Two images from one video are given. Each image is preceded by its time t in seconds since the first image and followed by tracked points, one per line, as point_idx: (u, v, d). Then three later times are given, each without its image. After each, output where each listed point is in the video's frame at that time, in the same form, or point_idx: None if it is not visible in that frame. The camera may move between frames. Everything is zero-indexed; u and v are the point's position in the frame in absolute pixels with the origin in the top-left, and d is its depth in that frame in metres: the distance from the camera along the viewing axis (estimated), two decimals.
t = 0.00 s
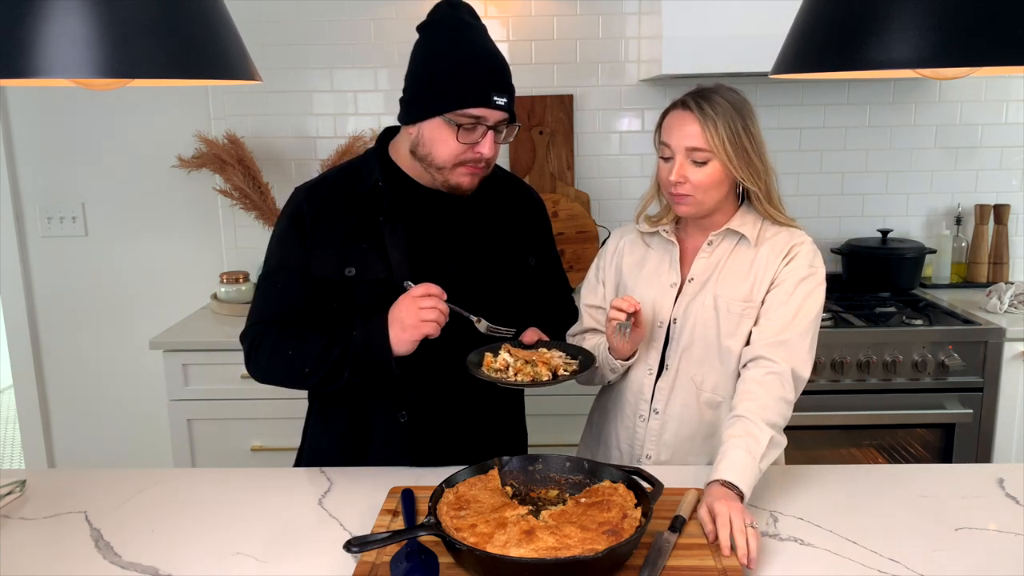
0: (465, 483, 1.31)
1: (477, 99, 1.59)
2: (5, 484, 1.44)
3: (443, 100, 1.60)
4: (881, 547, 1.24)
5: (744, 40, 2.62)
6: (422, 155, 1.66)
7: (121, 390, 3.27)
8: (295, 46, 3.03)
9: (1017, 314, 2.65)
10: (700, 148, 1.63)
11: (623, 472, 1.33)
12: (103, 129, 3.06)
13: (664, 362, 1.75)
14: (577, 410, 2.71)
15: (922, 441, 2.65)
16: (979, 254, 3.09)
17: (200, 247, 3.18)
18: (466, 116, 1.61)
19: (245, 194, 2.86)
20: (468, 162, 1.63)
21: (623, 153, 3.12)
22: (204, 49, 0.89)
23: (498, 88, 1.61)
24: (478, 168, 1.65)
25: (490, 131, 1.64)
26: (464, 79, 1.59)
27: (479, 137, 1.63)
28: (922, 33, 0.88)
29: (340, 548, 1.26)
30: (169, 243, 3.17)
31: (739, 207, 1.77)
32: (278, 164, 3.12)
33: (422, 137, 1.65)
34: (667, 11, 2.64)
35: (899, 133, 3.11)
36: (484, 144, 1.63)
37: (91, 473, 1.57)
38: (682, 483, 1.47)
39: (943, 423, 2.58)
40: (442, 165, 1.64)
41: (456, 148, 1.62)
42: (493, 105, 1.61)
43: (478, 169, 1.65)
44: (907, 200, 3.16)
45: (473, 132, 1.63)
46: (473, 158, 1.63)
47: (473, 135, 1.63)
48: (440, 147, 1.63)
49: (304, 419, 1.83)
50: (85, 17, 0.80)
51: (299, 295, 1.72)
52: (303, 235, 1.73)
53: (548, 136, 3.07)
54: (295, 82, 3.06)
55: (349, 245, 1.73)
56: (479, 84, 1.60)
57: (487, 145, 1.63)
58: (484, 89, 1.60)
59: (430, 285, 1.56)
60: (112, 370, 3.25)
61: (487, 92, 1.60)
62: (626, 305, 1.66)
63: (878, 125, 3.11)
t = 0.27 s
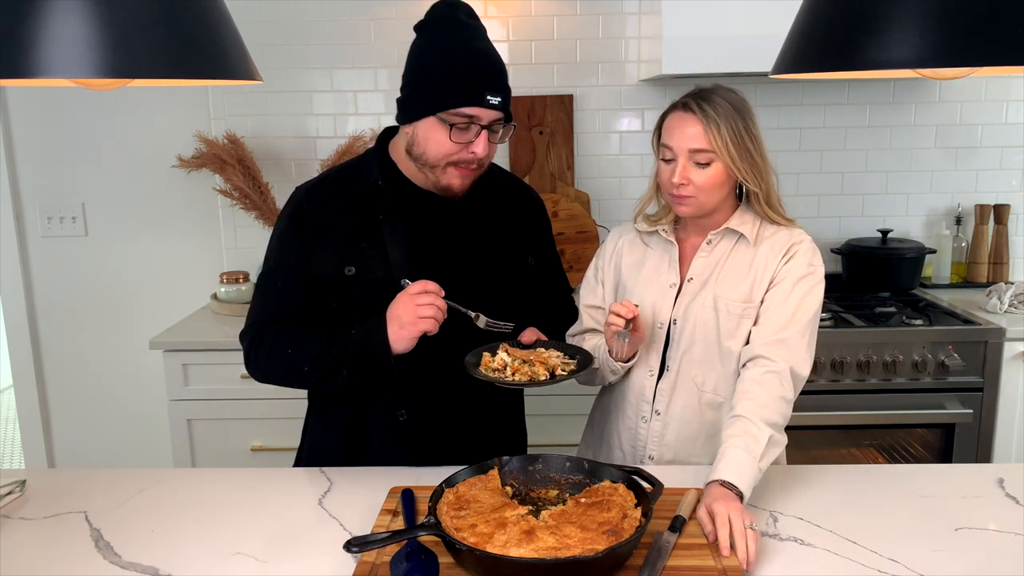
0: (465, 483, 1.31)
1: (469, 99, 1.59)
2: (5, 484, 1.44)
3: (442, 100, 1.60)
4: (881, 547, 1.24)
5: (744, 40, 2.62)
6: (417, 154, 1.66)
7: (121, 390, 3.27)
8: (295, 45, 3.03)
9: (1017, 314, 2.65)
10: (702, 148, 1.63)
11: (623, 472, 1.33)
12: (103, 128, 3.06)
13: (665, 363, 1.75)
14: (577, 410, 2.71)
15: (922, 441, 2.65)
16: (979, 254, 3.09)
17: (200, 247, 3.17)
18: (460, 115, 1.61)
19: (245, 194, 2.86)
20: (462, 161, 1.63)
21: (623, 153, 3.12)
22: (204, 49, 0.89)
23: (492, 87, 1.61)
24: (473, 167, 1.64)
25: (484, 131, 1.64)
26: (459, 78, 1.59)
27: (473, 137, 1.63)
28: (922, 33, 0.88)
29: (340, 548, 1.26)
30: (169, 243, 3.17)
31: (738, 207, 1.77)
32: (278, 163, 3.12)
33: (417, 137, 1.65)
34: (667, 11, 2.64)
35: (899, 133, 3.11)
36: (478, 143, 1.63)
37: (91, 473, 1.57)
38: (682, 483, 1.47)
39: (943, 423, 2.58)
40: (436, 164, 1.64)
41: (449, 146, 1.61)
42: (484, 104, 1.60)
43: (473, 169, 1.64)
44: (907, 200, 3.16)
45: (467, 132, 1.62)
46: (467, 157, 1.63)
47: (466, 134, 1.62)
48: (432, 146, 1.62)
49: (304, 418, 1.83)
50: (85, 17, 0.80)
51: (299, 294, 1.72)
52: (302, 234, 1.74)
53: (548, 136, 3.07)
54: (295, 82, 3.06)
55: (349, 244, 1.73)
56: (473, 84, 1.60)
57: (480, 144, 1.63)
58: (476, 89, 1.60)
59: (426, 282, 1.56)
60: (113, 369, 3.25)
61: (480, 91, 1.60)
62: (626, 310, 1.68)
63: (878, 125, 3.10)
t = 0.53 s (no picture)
0: (465, 483, 1.31)
1: (470, 101, 1.59)
2: (5, 484, 1.44)
3: (444, 98, 1.59)
4: (881, 547, 1.24)
5: (744, 41, 2.62)
6: (418, 155, 1.66)
7: (120, 390, 3.27)
8: (294, 45, 3.03)
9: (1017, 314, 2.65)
10: (708, 142, 1.63)
11: (623, 472, 1.33)
12: (103, 128, 3.06)
13: (665, 364, 1.75)
14: (577, 410, 2.71)
15: (922, 441, 2.65)
16: (979, 254, 3.09)
17: (200, 247, 3.17)
18: (460, 117, 1.61)
19: (245, 194, 2.86)
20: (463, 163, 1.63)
21: (623, 154, 3.12)
22: (205, 49, 0.89)
23: (494, 89, 1.62)
24: (474, 168, 1.64)
25: (484, 132, 1.63)
26: (461, 79, 1.59)
27: (473, 139, 1.63)
28: (922, 33, 0.88)
29: (340, 548, 1.26)
30: (169, 243, 3.17)
31: (736, 207, 1.77)
32: (278, 163, 3.12)
33: (417, 138, 1.65)
34: (667, 11, 2.64)
35: (899, 133, 3.11)
36: (478, 145, 1.62)
37: (91, 473, 1.57)
38: (682, 483, 1.47)
39: (943, 423, 2.58)
40: (437, 165, 1.64)
41: (449, 148, 1.61)
42: (484, 106, 1.60)
43: (474, 169, 1.64)
44: (907, 200, 3.16)
45: (467, 134, 1.62)
46: (468, 159, 1.63)
47: (467, 136, 1.62)
48: (434, 147, 1.63)
49: (304, 418, 1.83)
50: (86, 18, 0.80)
51: (298, 294, 1.72)
52: (301, 235, 1.73)
53: (548, 136, 3.06)
54: (295, 82, 3.06)
55: (348, 244, 1.73)
56: (475, 84, 1.60)
57: (481, 146, 1.63)
58: (478, 90, 1.60)
59: (423, 282, 1.55)
60: (113, 370, 3.25)
61: (482, 92, 1.60)
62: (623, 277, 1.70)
63: (878, 124, 3.10)
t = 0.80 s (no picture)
0: (465, 483, 1.31)
1: (469, 103, 1.59)
2: (5, 484, 1.44)
3: (443, 99, 1.59)
4: (882, 547, 1.24)
5: (744, 41, 2.62)
6: (418, 156, 1.66)
7: (120, 390, 3.27)
8: (294, 45, 3.03)
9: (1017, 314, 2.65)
10: (705, 142, 1.64)
11: (622, 472, 1.33)
12: (103, 128, 3.06)
13: (663, 364, 1.75)
14: (577, 410, 2.71)
15: (922, 441, 2.65)
16: (979, 254, 3.09)
17: (200, 247, 3.17)
18: (461, 120, 1.61)
19: (245, 194, 2.86)
20: (463, 165, 1.63)
21: (623, 154, 3.12)
22: (204, 49, 0.88)
23: (493, 91, 1.61)
24: (473, 171, 1.65)
25: (484, 135, 1.64)
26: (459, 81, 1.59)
27: (473, 141, 1.63)
28: (923, 33, 0.88)
29: (340, 548, 1.26)
30: (169, 243, 3.17)
31: (733, 207, 1.77)
32: (278, 163, 3.12)
33: (417, 139, 1.66)
34: (666, 11, 2.64)
35: (899, 133, 3.11)
36: (478, 147, 1.63)
37: (92, 473, 1.57)
38: (682, 483, 1.47)
39: (943, 423, 2.58)
40: (437, 167, 1.64)
41: (449, 151, 1.62)
42: (485, 107, 1.60)
43: (473, 172, 1.65)
44: (907, 200, 3.16)
45: (467, 135, 1.63)
46: (468, 161, 1.63)
47: (467, 138, 1.63)
48: (435, 148, 1.63)
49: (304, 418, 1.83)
50: (86, 18, 0.80)
51: (298, 295, 1.72)
52: (301, 235, 1.73)
53: (548, 136, 3.06)
54: (295, 82, 3.06)
55: (347, 245, 1.73)
56: (473, 86, 1.59)
57: (481, 149, 1.63)
58: (476, 92, 1.60)
59: (423, 283, 1.55)
60: (113, 369, 3.25)
61: (481, 94, 1.60)
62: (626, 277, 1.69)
63: (878, 124, 3.10)
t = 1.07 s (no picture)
0: (465, 483, 1.31)
1: (474, 104, 1.59)
2: (5, 484, 1.44)
3: (446, 99, 1.59)
4: (882, 547, 1.24)
5: (744, 41, 2.62)
6: (421, 159, 1.67)
7: (120, 390, 3.27)
8: (294, 46, 3.03)
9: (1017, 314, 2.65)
10: (708, 144, 1.64)
11: (623, 472, 1.33)
12: (103, 128, 3.06)
13: (663, 363, 1.75)
14: (578, 410, 2.71)
15: (922, 441, 2.65)
16: (979, 254, 3.09)
17: (200, 246, 3.17)
18: (466, 122, 1.61)
19: (245, 194, 2.86)
20: (467, 168, 1.64)
21: (624, 154, 3.12)
22: (204, 49, 0.88)
23: (497, 93, 1.61)
24: (476, 173, 1.66)
25: (487, 137, 1.64)
26: (462, 84, 1.59)
27: (477, 143, 1.64)
28: (922, 33, 0.88)
29: (340, 548, 1.26)
30: (169, 243, 3.17)
31: (730, 207, 1.77)
32: (278, 164, 3.12)
33: (421, 143, 1.65)
34: (666, 11, 2.64)
35: (899, 133, 3.11)
36: (483, 149, 1.64)
37: (92, 473, 1.57)
38: (682, 483, 1.47)
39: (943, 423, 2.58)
40: (441, 170, 1.65)
41: (454, 154, 1.62)
42: (491, 110, 1.60)
43: (476, 174, 1.66)
44: (907, 200, 3.16)
45: (472, 137, 1.63)
46: (472, 164, 1.64)
47: (471, 141, 1.64)
48: (439, 150, 1.63)
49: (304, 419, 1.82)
50: (85, 18, 0.80)
51: (297, 295, 1.72)
52: (301, 235, 1.73)
53: (548, 136, 3.06)
54: (295, 82, 3.06)
55: (347, 245, 1.73)
56: (476, 89, 1.59)
57: (486, 151, 1.64)
58: (480, 95, 1.59)
59: (422, 283, 1.55)
60: (113, 369, 3.25)
61: (485, 97, 1.59)
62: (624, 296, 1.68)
63: (878, 124, 3.10)
